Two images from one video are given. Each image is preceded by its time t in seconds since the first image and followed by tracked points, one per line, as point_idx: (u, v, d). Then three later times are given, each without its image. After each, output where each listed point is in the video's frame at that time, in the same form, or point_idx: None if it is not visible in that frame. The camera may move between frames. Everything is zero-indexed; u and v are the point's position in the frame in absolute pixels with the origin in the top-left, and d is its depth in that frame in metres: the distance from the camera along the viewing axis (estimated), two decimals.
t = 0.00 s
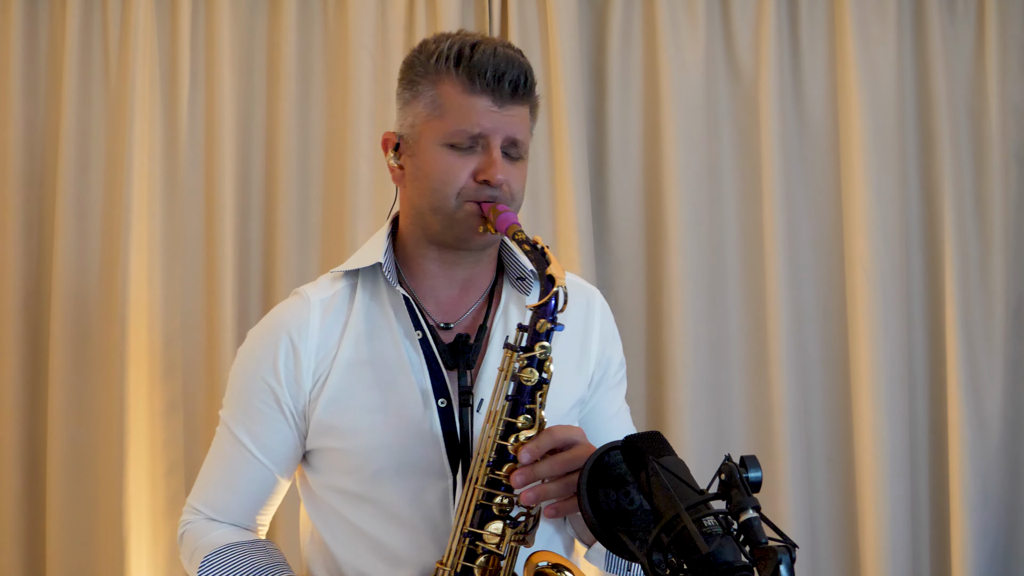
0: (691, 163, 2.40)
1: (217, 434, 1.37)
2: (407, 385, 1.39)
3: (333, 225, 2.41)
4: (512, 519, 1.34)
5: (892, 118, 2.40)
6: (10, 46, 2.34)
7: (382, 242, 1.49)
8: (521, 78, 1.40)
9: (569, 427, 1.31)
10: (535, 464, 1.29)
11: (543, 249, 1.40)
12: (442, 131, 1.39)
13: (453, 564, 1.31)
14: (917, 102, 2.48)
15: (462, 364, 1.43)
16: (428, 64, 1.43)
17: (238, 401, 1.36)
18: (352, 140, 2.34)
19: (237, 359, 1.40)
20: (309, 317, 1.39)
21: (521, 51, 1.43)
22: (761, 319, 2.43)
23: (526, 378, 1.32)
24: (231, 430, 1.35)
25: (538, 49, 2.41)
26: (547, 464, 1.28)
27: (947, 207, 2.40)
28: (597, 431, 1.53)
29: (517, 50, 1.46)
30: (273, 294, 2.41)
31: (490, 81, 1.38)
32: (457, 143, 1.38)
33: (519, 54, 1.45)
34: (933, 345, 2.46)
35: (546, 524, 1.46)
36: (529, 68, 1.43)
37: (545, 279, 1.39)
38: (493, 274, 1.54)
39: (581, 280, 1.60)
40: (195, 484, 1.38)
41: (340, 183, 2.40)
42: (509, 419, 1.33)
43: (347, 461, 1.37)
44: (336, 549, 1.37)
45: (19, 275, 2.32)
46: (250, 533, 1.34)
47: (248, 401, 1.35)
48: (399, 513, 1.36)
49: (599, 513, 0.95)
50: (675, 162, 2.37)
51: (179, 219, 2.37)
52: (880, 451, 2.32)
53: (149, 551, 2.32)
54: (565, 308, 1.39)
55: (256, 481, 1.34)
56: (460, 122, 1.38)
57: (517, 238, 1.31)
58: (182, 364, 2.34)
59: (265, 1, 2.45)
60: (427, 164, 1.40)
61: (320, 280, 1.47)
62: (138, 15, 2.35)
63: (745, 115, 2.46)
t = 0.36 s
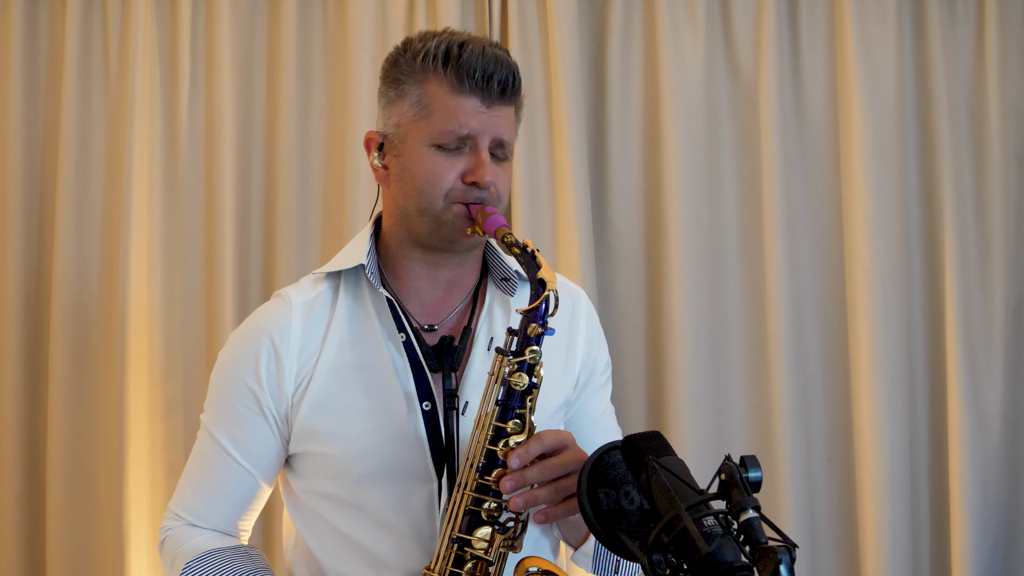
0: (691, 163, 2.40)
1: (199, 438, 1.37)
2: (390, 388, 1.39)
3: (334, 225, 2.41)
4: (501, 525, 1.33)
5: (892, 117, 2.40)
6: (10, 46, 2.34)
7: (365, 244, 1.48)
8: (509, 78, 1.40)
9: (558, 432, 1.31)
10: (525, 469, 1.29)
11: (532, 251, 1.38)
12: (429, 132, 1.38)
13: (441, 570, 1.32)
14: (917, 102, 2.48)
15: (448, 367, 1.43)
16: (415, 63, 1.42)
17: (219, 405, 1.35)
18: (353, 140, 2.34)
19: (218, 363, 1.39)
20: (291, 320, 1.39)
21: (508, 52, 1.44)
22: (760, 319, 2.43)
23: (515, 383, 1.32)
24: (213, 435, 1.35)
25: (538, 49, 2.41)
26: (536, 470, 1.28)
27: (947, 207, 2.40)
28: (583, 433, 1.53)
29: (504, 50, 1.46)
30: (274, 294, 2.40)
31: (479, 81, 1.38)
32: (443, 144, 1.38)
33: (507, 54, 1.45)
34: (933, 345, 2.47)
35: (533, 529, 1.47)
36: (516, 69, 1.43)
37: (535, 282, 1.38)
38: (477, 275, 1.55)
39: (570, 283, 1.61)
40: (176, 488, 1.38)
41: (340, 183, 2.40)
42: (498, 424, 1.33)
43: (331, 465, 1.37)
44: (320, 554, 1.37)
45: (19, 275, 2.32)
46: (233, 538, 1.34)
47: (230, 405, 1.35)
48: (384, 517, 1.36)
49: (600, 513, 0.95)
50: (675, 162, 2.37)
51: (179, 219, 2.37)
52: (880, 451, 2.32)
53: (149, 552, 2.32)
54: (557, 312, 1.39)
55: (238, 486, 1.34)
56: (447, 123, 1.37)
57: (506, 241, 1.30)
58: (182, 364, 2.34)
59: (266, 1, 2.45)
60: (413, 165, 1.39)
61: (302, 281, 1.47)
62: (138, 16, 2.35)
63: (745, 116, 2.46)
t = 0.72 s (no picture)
0: (691, 163, 2.39)
1: (196, 436, 1.37)
2: (390, 389, 1.39)
3: (334, 225, 2.41)
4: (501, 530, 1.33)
5: (892, 117, 2.40)
6: (10, 46, 2.34)
7: (364, 242, 1.48)
8: (509, 74, 1.40)
9: (559, 437, 1.30)
10: (525, 475, 1.29)
11: (532, 255, 1.39)
12: (428, 129, 1.38)
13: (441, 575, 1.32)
14: (917, 101, 2.48)
15: (448, 365, 1.43)
16: (414, 59, 1.42)
17: (218, 404, 1.35)
18: (353, 139, 2.34)
19: (216, 360, 1.39)
20: (290, 319, 1.39)
21: (508, 48, 1.43)
22: (760, 319, 2.43)
23: (516, 388, 1.32)
24: (210, 433, 1.35)
25: (538, 49, 2.41)
26: (536, 475, 1.28)
27: (947, 207, 2.40)
28: (583, 429, 1.54)
29: (504, 45, 1.46)
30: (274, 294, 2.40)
31: (479, 78, 1.37)
32: (442, 142, 1.38)
33: (508, 50, 1.45)
34: (933, 344, 2.46)
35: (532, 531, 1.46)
36: (517, 64, 1.43)
37: (535, 286, 1.38)
38: (477, 272, 1.55)
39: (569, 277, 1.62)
40: (172, 485, 1.38)
41: (340, 183, 2.40)
42: (499, 430, 1.32)
43: (330, 466, 1.37)
44: (318, 552, 1.38)
45: (19, 275, 2.32)
46: (231, 536, 1.34)
47: (228, 404, 1.35)
48: (384, 519, 1.37)
49: (599, 513, 0.95)
50: (675, 162, 2.37)
51: (179, 219, 2.37)
52: (880, 451, 2.32)
53: (149, 552, 2.32)
54: (556, 317, 1.39)
55: (237, 485, 1.34)
56: (446, 121, 1.37)
57: (506, 242, 1.30)
58: (182, 364, 2.34)
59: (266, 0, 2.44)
60: (412, 163, 1.39)
61: (300, 278, 1.47)
62: (138, 16, 2.35)
63: (745, 115, 2.46)
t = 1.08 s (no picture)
0: (691, 163, 2.39)
1: (207, 436, 1.37)
2: (400, 390, 1.39)
3: (333, 225, 2.41)
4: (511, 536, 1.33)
5: (892, 117, 2.40)
6: (10, 47, 2.34)
7: (372, 241, 1.47)
8: (516, 72, 1.39)
9: (566, 443, 1.31)
10: (534, 482, 1.28)
11: (539, 259, 1.37)
12: (434, 130, 1.38)
13: None
14: (917, 101, 2.48)
15: (457, 367, 1.42)
16: (420, 57, 1.43)
17: (228, 405, 1.35)
18: (352, 139, 2.34)
19: (226, 361, 1.39)
20: (299, 320, 1.39)
21: (515, 46, 1.43)
22: (760, 319, 2.43)
23: (524, 396, 1.30)
24: (221, 434, 1.35)
25: (538, 49, 2.41)
26: (546, 482, 1.27)
27: (947, 207, 2.40)
28: (593, 427, 1.54)
29: (512, 43, 1.46)
30: (273, 295, 2.40)
31: (485, 77, 1.37)
32: (449, 143, 1.38)
33: (515, 48, 1.45)
34: (933, 344, 2.46)
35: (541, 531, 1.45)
36: (524, 63, 1.42)
37: (544, 293, 1.36)
38: (487, 271, 1.54)
39: (576, 271, 1.60)
40: (184, 484, 1.38)
41: (340, 183, 2.40)
42: (507, 437, 1.32)
43: (341, 466, 1.37)
44: (330, 551, 1.39)
45: (19, 274, 2.32)
46: (244, 535, 1.35)
47: (239, 405, 1.35)
48: (395, 520, 1.37)
49: (600, 513, 0.95)
50: (675, 162, 2.37)
51: (178, 219, 2.37)
52: (880, 450, 2.32)
53: (149, 552, 2.32)
54: (566, 324, 1.37)
55: (248, 486, 1.34)
56: (453, 121, 1.37)
57: (514, 245, 1.30)
58: (182, 364, 2.34)
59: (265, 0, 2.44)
60: (419, 163, 1.39)
61: (309, 279, 1.46)
62: (138, 16, 2.35)
63: (745, 116, 2.46)
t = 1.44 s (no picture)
0: (691, 163, 2.39)
1: (219, 438, 1.38)
2: (408, 389, 1.39)
3: (333, 225, 2.41)
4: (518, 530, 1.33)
5: (892, 117, 2.40)
6: (10, 47, 2.34)
7: (381, 242, 1.48)
8: (522, 72, 1.39)
9: (573, 437, 1.28)
10: (541, 476, 1.27)
11: (546, 254, 1.38)
12: (441, 129, 1.38)
13: None
14: (917, 102, 2.48)
15: (466, 366, 1.43)
16: (426, 58, 1.43)
17: (239, 406, 1.36)
18: (352, 140, 2.34)
19: (236, 363, 1.39)
20: (308, 321, 1.39)
21: (520, 46, 1.43)
22: (761, 318, 2.43)
23: (530, 389, 1.31)
24: (233, 435, 1.35)
25: (537, 50, 2.41)
26: (552, 476, 1.26)
27: (947, 207, 2.40)
28: (604, 426, 1.54)
29: (517, 43, 1.46)
30: (273, 294, 2.40)
31: (491, 77, 1.37)
32: (455, 142, 1.38)
33: (520, 48, 1.45)
34: (933, 344, 2.46)
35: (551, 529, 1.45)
36: (530, 63, 1.42)
37: (548, 286, 1.37)
38: (494, 271, 1.54)
39: (584, 271, 1.61)
40: (197, 487, 1.39)
41: (340, 183, 2.40)
42: (514, 430, 1.32)
43: (351, 466, 1.37)
44: (341, 551, 1.38)
45: (19, 274, 2.32)
46: (256, 536, 1.35)
47: (249, 406, 1.35)
48: (405, 519, 1.36)
49: (600, 514, 0.96)
50: (675, 162, 2.37)
51: (178, 219, 2.37)
52: (880, 450, 2.32)
53: (149, 552, 2.32)
54: (570, 317, 1.37)
55: (259, 486, 1.34)
56: (459, 121, 1.37)
57: (520, 242, 1.30)
58: (182, 364, 2.34)
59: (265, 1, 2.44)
60: (426, 163, 1.39)
61: (318, 280, 1.47)
62: (138, 16, 2.35)
63: (745, 116, 2.46)
